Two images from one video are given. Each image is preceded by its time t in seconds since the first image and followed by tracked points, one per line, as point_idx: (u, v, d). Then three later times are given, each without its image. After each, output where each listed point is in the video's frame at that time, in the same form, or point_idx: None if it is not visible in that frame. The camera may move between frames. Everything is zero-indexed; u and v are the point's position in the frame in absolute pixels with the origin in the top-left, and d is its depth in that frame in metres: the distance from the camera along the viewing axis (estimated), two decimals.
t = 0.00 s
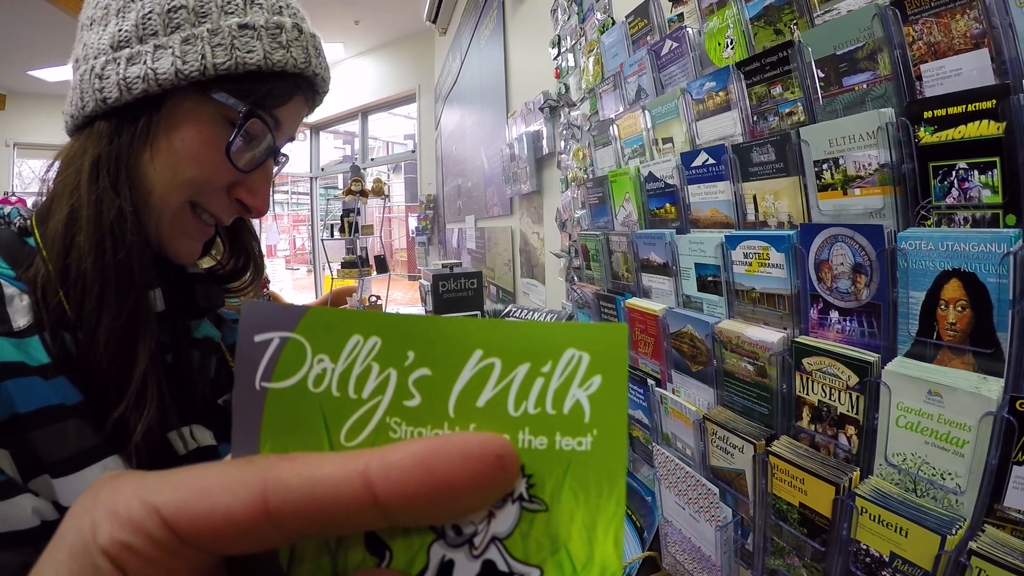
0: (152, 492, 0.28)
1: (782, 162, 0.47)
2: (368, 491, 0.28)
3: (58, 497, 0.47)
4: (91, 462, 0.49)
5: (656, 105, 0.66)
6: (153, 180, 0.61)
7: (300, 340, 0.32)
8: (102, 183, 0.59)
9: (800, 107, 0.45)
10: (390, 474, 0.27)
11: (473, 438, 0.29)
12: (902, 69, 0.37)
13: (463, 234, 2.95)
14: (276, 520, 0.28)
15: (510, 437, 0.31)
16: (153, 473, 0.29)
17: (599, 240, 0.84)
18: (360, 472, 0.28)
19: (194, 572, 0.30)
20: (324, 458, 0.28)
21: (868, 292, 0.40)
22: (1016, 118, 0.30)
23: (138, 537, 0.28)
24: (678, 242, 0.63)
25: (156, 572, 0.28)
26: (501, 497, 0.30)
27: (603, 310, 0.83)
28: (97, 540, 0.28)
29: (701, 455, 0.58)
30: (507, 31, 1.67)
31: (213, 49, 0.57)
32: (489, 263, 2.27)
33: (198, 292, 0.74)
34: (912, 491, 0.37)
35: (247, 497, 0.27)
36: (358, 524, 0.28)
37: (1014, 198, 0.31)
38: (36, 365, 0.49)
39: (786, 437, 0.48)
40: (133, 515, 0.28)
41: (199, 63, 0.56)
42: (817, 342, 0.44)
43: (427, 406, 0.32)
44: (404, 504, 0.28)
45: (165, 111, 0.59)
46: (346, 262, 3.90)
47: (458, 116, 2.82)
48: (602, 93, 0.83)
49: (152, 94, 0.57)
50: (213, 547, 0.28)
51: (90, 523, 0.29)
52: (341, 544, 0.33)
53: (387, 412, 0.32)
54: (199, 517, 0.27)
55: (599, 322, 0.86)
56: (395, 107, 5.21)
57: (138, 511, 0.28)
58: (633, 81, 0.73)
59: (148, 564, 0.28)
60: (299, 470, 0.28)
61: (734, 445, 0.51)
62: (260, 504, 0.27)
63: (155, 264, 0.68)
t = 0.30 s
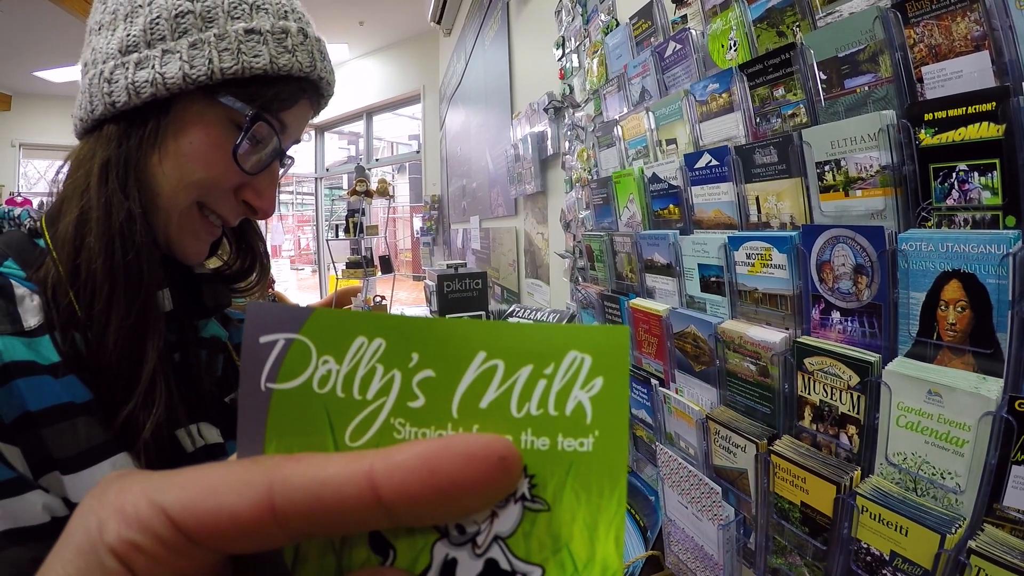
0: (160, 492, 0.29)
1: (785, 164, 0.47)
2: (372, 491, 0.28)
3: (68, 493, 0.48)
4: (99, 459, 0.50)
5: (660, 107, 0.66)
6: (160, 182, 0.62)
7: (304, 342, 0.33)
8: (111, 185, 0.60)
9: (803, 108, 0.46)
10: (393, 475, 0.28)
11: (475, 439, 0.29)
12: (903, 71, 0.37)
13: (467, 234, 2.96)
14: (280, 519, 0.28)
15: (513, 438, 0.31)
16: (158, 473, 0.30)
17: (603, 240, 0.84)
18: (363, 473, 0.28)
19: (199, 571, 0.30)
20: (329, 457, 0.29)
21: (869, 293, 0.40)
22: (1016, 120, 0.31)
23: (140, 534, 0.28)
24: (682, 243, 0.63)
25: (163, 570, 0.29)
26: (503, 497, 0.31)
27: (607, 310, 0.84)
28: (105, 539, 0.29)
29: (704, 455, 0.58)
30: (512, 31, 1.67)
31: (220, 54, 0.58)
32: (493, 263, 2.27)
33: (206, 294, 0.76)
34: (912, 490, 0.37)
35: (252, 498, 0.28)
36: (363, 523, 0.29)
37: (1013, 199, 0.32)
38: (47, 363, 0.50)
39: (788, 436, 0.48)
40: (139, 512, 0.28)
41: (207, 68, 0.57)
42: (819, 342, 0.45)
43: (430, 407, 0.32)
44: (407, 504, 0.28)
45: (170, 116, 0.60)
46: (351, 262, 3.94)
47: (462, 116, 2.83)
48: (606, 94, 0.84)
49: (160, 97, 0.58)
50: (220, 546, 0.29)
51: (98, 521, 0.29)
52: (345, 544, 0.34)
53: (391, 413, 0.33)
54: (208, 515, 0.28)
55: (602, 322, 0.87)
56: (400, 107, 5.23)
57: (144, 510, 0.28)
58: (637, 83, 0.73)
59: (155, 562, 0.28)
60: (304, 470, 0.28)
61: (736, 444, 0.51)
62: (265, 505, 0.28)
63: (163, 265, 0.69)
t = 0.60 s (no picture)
0: (160, 484, 0.29)
1: (788, 165, 0.47)
2: (368, 485, 0.29)
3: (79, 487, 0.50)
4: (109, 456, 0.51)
5: (665, 108, 0.66)
6: (171, 184, 0.63)
7: (303, 337, 0.34)
8: (123, 187, 0.61)
9: (807, 110, 0.46)
10: (389, 469, 0.29)
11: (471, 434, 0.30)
12: (905, 73, 0.38)
13: (473, 234, 2.97)
14: (277, 510, 0.29)
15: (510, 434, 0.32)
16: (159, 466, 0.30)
17: (609, 240, 0.84)
18: (359, 467, 0.29)
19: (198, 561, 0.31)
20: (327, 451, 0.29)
21: (872, 293, 0.41)
22: (1016, 122, 0.31)
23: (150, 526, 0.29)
24: (686, 243, 0.63)
25: (164, 561, 0.30)
26: (500, 492, 0.31)
27: (612, 310, 0.84)
28: (105, 531, 0.29)
29: (708, 453, 0.58)
30: (518, 32, 1.68)
31: (230, 58, 0.59)
32: (499, 263, 2.28)
33: (215, 292, 0.77)
34: (914, 488, 0.38)
35: (250, 486, 0.28)
36: (358, 517, 0.30)
37: (1014, 200, 0.32)
38: (60, 361, 0.51)
39: (791, 435, 0.49)
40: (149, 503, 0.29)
41: (217, 71, 0.58)
42: (822, 341, 0.45)
43: (427, 401, 0.33)
44: (402, 498, 0.29)
45: (179, 122, 0.61)
46: (357, 262, 3.94)
47: (468, 117, 2.83)
48: (611, 94, 0.84)
49: (171, 101, 0.59)
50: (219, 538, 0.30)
51: (97, 514, 0.30)
52: (343, 538, 0.34)
53: (389, 407, 0.33)
54: (204, 508, 0.28)
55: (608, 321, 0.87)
56: (405, 107, 5.25)
57: (145, 503, 0.29)
58: (642, 84, 0.74)
59: (152, 553, 0.29)
60: (301, 463, 0.29)
61: (740, 443, 0.52)
62: (263, 496, 0.29)
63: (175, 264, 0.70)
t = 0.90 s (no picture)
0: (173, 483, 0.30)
1: (795, 164, 0.48)
2: (380, 482, 0.30)
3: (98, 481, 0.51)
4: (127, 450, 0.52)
5: (673, 108, 0.67)
6: (190, 183, 0.65)
7: (317, 337, 0.35)
8: (143, 186, 0.63)
9: (813, 110, 0.46)
10: (401, 466, 0.30)
11: (480, 433, 0.31)
12: (911, 72, 0.38)
13: (482, 234, 2.98)
14: (291, 507, 0.30)
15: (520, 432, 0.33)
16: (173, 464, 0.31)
17: (617, 240, 0.85)
18: (372, 465, 0.30)
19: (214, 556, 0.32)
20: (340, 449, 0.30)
21: (878, 291, 0.41)
22: (1021, 121, 0.31)
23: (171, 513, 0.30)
24: (694, 242, 0.64)
25: (178, 558, 0.30)
26: (511, 490, 0.32)
27: (621, 309, 0.84)
28: (118, 528, 0.30)
29: (715, 451, 0.59)
30: (526, 32, 1.69)
31: (247, 60, 0.60)
32: (508, 263, 2.29)
33: (232, 289, 0.80)
34: (920, 485, 0.38)
35: (265, 481, 0.29)
36: (371, 514, 0.31)
37: (1019, 199, 0.32)
38: (79, 356, 0.53)
39: (798, 433, 0.49)
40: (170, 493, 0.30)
41: (235, 74, 0.60)
42: (828, 340, 0.45)
43: (439, 399, 0.34)
44: (413, 494, 0.30)
45: (199, 121, 0.63)
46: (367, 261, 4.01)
47: (477, 117, 2.85)
48: (620, 94, 0.84)
49: (189, 102, 0.61)
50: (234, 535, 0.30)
51: (110, 511, 0.31)
52: (355, 536, 0.35)
53: (401, 406, 0.34)
54: (219, 504, 0.29)
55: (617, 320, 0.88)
56: (414, 108, 5.28)
57: (159, 500, 0.30)
58: (650, 83, 0.74)
59: (167, 550, 0.30)
60: (314, 460, 0.30)
61: (747, 440, 0.52)
62: (277, 494, 0.30)
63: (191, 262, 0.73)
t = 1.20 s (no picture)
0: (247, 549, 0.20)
1: (796, 164, 0.48)
2: None
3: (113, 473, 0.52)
4: (142, 442, 0.54)
5: (675, 108, 0.67)
6: (204, 181, 0.66)
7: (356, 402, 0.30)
8: (158, 186, 0.63)
9: (813, 110, 0.46)
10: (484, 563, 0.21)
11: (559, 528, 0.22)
12: (909, 72, 0.38)
13: (485, 233, 2.99)
14: None
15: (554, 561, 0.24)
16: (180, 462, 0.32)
17: (619, 239, 0.85)
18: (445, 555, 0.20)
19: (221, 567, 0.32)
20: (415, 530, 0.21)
21: (876, 290, 0.41)
22: (1017, 120, 0.32)
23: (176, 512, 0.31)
24: (696, 242, 0.64)
25: None
26: None
27: (623, 308, 0.84)
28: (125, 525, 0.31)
29: (716, 449, 0.59)
30: (530, 33, 1.69)
31: (261, 63, 0.61)
32: (512, 263, 2.29)
33: (242, 287, 0.79)
34: (917, 482, 0.38)
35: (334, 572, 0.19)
36: None
37: (1015, 199, 0.32)
38: (94, 351, 0.54)
39: (797, 430, 0.49)
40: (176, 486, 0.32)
41: (249, 76, 0.60)
42: (827, 338, 0.45)
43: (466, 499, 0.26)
44: None
45: (215, 121, 0.64)
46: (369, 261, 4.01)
47: (481, 117, 2.85)
48: (622, 95, 0.85)
49: (204, 103, 0.62)
50: None
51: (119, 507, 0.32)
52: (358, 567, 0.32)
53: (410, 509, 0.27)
54: None
55: (619, 320, 0.86)
56: (417, 109, 5.29)
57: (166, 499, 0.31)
58: (652, 84, 0.74)
59: None
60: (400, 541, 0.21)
61: (747, 438, 0.52)
62: None
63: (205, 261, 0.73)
